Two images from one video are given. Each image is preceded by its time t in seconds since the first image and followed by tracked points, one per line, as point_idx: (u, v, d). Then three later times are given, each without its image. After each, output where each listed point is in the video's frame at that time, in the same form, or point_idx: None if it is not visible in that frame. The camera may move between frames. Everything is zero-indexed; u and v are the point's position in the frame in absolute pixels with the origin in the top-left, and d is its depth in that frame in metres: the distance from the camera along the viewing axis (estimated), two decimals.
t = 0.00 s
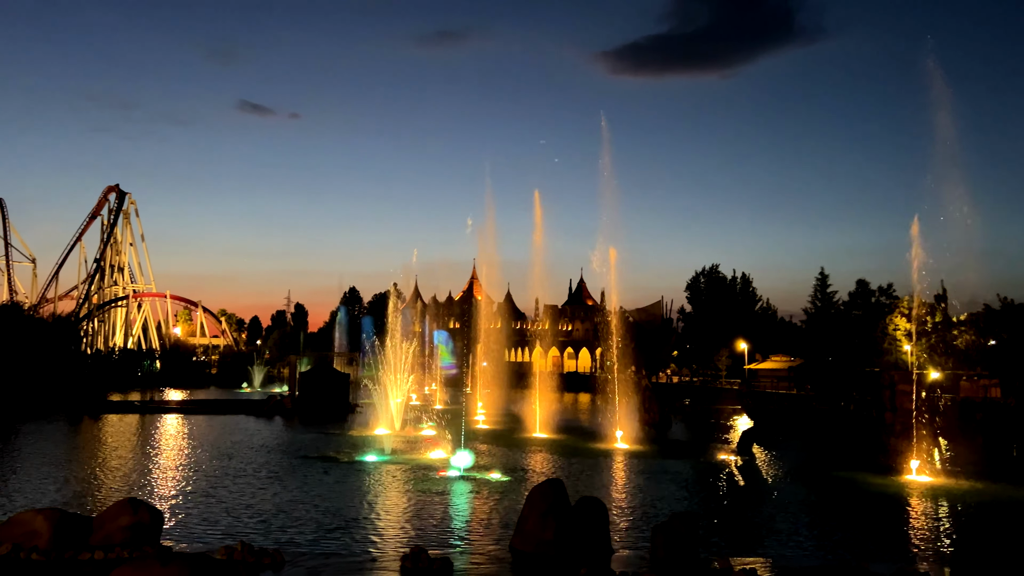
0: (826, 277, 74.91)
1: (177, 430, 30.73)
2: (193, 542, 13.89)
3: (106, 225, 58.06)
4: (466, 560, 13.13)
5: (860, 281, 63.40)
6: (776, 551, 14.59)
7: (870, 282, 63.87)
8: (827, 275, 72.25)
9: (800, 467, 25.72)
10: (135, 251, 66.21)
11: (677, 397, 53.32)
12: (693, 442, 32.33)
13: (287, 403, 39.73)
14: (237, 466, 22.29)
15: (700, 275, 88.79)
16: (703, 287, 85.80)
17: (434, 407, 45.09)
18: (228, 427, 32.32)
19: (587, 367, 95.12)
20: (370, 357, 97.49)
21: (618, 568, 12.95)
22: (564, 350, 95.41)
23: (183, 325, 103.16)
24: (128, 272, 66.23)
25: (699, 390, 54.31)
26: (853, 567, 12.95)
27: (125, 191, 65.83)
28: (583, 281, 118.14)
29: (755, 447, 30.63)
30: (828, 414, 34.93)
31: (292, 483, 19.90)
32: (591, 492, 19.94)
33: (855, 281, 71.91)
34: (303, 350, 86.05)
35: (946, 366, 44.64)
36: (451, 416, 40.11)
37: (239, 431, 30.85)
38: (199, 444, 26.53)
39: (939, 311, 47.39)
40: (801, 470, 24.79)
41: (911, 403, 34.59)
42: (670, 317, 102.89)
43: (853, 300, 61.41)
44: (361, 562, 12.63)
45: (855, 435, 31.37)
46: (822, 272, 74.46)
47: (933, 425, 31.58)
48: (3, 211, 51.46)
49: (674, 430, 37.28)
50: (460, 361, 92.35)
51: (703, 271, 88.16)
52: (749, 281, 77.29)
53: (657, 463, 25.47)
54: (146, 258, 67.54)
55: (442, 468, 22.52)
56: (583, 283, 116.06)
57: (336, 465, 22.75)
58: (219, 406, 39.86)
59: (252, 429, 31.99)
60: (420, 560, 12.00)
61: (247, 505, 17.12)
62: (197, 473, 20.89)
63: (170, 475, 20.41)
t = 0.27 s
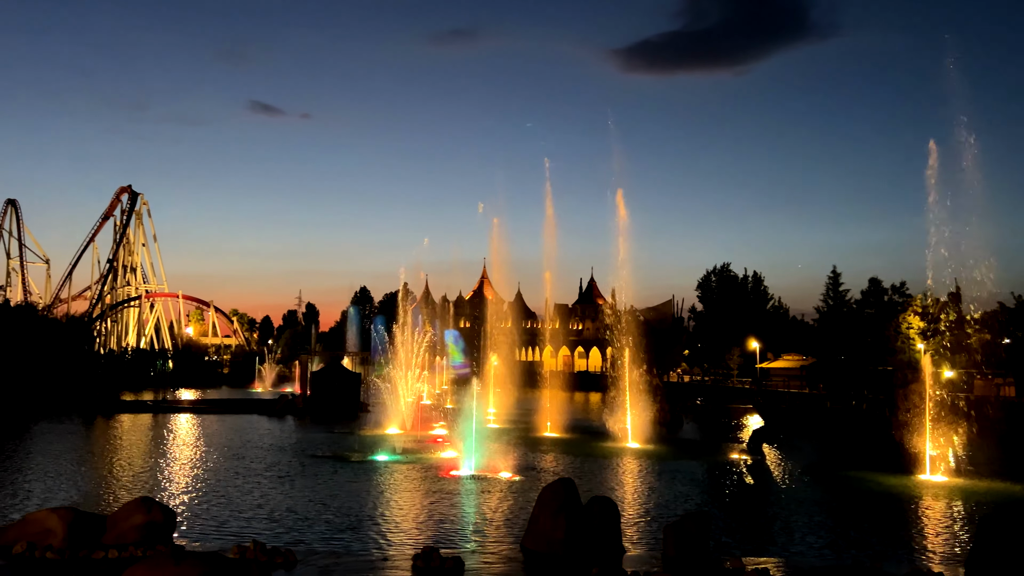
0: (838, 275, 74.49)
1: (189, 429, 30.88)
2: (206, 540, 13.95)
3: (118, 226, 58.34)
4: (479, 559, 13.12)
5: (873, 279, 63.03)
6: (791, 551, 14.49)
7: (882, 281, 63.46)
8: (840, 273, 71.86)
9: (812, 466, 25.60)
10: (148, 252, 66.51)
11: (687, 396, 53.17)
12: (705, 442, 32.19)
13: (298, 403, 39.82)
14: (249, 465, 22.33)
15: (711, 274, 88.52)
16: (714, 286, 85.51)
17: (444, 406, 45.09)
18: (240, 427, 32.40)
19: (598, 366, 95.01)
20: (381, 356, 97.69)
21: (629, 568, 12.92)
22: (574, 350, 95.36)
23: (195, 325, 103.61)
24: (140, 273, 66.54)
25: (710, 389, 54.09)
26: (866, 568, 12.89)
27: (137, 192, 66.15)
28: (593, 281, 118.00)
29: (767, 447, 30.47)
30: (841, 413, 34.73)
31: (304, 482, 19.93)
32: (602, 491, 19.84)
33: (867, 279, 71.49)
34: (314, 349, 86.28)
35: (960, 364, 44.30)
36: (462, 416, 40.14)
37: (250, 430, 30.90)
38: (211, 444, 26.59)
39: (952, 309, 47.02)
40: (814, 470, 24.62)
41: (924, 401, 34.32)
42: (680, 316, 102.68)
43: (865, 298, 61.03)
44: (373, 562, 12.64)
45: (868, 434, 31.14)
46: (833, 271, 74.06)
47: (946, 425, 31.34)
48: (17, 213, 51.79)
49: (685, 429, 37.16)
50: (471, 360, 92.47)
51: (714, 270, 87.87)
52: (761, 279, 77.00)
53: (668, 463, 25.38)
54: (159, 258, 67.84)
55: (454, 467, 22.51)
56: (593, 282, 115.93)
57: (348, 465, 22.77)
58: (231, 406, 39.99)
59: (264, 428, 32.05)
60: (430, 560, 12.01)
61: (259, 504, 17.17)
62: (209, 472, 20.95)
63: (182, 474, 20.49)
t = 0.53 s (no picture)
0: (850, 274, 74.14)
1: (201, 430, 31.01)
2: (219, 540, 14.01)
3: (131, 227, 58.69)
4: (490, 559, 13.11)
5: (885, 278, 62.70)
6: (803, 552, 14.42)
7: (895, 280, 63.09)
8: (852, 272, 71.51)
9: (824, 466, 25.47)
10: (160, 252, 66.80)
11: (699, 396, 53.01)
12: (716, 441, 32.11)
13: (309, 403, 39.94)
14: (261, 465, 22.41)
15: (722, 273, 88.25)
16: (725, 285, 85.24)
17: (454, 406, 45.13)
18: (252, 427, 32.52)
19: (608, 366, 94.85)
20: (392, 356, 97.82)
21: (641, 568, 12.90)
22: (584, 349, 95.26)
23: (207, 325, 104.07)
24: (153, 273, 66.89)
25: (722, 389, 53.93)
26: (880, 568, 12.81)
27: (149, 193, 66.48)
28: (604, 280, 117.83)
29: (779, 446, 30.36)
30: (853, 411, 34.56)
31: (315, 482, 19.97)
32: (612, 491, 19.81)
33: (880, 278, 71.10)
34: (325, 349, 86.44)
35: (974, 364, 43.99)
36: (472, 416, 40.14)
37: (262, 430, 31.01)
38: (223, 444, 26.69)
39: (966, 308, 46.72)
40: (826, 470, 24.51)
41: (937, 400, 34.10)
42: (691, 316, 102.37)
43: (877, 297, 60.69)
44: (384, 561, 12.67)
45: (881, 434, 31.00)
46: (845, 269, 73.70)
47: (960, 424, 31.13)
48: (30, 214, 52.14)
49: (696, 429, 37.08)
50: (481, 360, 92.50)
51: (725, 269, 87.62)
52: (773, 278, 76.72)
53: (678, 462, 25.33)
54: (170, 259, 68.20)
55: (464, 467, 22.55)
56: (604, 282, 115.75)
57: (359, 465, 22.83)
58: (243, 406, 40.16)
59: (275, 428, 32.15)
60: (442, 560, 12.03)
61: (271, 504, 17.23)
62: (221, 472, 21.03)
63: (194, 474, 20.58)
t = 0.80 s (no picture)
0: (862, 273, 73.77)
1: (213, 430, 31.15)
2: (231, 540, 14.09)
3: (144, 229, 59.02)
4: (502, 559, 13.14)
5: (898, 277, 62.38)
6: (816, 552, 14.36)
7: (908, 279, 62.78)
8: (864, 272, 71.17)
9: (836, 466, 25.44)
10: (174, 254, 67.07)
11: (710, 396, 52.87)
12: (727, 442, 32.03)
13: (321, 403, 40.07)
14: (273, 466, 22.50)
15: (734, 272, 87.98)
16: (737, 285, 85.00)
17: (465, 406, 45.20)
18: (264, 427, 32.66)
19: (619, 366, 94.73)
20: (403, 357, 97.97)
21: (652, 568, 12.89)
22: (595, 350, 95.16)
23: (219, 326, 104.56)
24: (165, 275, 67.25)
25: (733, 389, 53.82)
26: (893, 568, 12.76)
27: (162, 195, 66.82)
28: (615, 280, 117.67)
29: (791, 447, 30.27)
30: (866, 411, 34.45)
31: (327, 482, 20.03)
32: (623, 492, 19.81)
33: (893, 277, 70.73)
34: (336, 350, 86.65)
35: (988, 363, 43.73)
36: (483, 416, 40.16)
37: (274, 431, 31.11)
38: (235, 445, 26.80)
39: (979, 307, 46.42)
40: (838, 470, 24.42)
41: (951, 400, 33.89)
42: (703, 316, 102.09)
43: (890, 296, 60.40)
44: (396, 561, 12.71)
45: (894, 434, 30.85)
46: (858, 269, 73.33)
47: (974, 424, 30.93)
48: (44, 216, 52.46)
49: (707, 429, 37.00)
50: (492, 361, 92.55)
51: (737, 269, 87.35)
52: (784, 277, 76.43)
53: (690, 463, 25.29)
54: (183, 260, 68.45)
55: (475, 468, 22.58)
56: (614, 282, 115.59)
57: (371, 465, 22.91)
58: (255, 407, 40.31)
59: (287, 429, 32.29)
60: (453, 559, 12.05)
61: (283, 504, 17.30)
62: (234, 473, 21.12)
63: (207, 475, 20.68)
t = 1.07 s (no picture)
0: (875, 273, 73.33)
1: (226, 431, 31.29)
2: (243, 541, 14.13)
3: (156, 231, 59.33)
4: (513, 560, 13.15)
5: (911, 277, 62.00)
6: (830, 554, 14.27)
7: (921, 278, 62.45)
8: (877, 271, 70.77)
9: (848, 467, 25.38)
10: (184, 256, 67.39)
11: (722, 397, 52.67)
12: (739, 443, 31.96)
13: (332, 404, 40.20)
14: (285, 466, 22.60)
15: (745, 272, 87.68)
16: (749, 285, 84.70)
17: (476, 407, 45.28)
18: (276, 428, 32.80)
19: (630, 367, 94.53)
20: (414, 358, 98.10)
21: (664, 570, 12.88)
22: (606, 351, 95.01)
23: (231, 328, 105.05)
24: (178, 277, 67.60)
25: (745, 389, 53.71)
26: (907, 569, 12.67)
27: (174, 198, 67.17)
28: (626, 281, 117.47)
29: (804, 447, 30.16)
30: (879, 412, 34.33)
31: (338, 483, 20.08)
32: (635, 493, 19.79)
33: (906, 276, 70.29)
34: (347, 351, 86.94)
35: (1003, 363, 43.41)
36: (495, 417, 40.18)
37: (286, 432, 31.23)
38: (248, 446, 26.92)
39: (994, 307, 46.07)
40: (851, 471, 24.32)
41: (965, 400, 33.66)
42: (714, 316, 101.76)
43: (903, 296, 60.11)
44: (407, 562, 12.75)
45: (907, 434, 30.67)
46: (871, 268, 72.89)
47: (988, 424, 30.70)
48: (57, 219, 52.82)
49: (719, 429, 36.91)
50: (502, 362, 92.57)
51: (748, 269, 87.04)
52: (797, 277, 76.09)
53: (701, 464, 25.24)
54: (195, 261, 68.77)
55: (487, 469, 22.62)
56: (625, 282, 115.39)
57: (382, 466, 22.99)
58: (267, 408, 40.49)
59: (299, 430, 32.41)
60: (465, 560, 12.07)
61: (294, 505, 17.35)
62: (246, 474, 21.21)
63: (220, 476, 20.78)
